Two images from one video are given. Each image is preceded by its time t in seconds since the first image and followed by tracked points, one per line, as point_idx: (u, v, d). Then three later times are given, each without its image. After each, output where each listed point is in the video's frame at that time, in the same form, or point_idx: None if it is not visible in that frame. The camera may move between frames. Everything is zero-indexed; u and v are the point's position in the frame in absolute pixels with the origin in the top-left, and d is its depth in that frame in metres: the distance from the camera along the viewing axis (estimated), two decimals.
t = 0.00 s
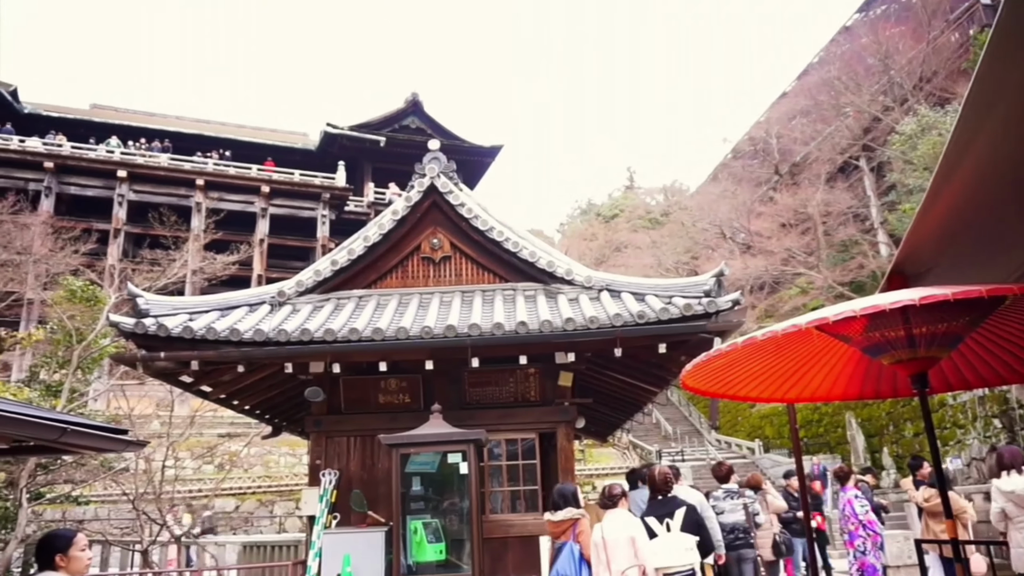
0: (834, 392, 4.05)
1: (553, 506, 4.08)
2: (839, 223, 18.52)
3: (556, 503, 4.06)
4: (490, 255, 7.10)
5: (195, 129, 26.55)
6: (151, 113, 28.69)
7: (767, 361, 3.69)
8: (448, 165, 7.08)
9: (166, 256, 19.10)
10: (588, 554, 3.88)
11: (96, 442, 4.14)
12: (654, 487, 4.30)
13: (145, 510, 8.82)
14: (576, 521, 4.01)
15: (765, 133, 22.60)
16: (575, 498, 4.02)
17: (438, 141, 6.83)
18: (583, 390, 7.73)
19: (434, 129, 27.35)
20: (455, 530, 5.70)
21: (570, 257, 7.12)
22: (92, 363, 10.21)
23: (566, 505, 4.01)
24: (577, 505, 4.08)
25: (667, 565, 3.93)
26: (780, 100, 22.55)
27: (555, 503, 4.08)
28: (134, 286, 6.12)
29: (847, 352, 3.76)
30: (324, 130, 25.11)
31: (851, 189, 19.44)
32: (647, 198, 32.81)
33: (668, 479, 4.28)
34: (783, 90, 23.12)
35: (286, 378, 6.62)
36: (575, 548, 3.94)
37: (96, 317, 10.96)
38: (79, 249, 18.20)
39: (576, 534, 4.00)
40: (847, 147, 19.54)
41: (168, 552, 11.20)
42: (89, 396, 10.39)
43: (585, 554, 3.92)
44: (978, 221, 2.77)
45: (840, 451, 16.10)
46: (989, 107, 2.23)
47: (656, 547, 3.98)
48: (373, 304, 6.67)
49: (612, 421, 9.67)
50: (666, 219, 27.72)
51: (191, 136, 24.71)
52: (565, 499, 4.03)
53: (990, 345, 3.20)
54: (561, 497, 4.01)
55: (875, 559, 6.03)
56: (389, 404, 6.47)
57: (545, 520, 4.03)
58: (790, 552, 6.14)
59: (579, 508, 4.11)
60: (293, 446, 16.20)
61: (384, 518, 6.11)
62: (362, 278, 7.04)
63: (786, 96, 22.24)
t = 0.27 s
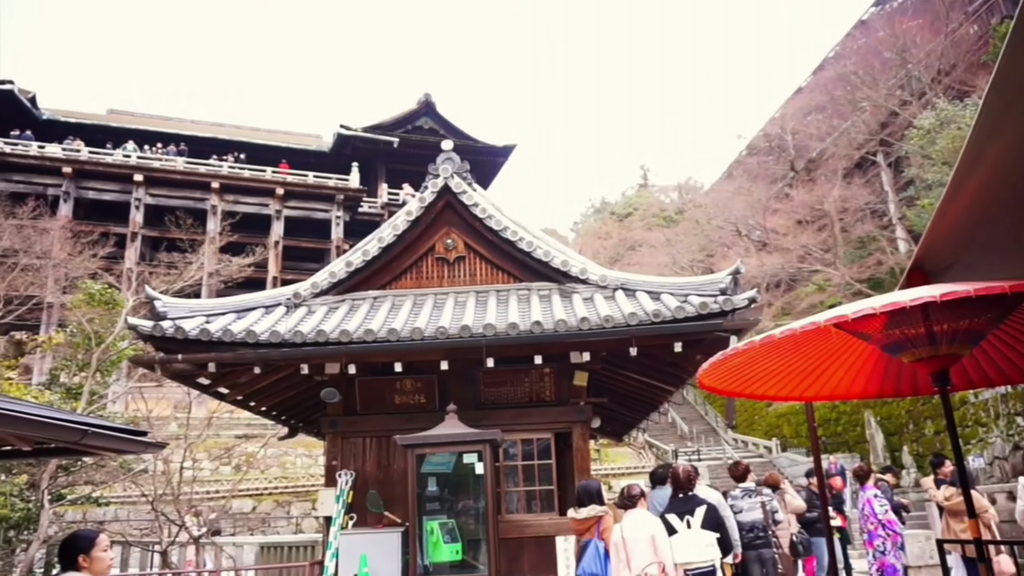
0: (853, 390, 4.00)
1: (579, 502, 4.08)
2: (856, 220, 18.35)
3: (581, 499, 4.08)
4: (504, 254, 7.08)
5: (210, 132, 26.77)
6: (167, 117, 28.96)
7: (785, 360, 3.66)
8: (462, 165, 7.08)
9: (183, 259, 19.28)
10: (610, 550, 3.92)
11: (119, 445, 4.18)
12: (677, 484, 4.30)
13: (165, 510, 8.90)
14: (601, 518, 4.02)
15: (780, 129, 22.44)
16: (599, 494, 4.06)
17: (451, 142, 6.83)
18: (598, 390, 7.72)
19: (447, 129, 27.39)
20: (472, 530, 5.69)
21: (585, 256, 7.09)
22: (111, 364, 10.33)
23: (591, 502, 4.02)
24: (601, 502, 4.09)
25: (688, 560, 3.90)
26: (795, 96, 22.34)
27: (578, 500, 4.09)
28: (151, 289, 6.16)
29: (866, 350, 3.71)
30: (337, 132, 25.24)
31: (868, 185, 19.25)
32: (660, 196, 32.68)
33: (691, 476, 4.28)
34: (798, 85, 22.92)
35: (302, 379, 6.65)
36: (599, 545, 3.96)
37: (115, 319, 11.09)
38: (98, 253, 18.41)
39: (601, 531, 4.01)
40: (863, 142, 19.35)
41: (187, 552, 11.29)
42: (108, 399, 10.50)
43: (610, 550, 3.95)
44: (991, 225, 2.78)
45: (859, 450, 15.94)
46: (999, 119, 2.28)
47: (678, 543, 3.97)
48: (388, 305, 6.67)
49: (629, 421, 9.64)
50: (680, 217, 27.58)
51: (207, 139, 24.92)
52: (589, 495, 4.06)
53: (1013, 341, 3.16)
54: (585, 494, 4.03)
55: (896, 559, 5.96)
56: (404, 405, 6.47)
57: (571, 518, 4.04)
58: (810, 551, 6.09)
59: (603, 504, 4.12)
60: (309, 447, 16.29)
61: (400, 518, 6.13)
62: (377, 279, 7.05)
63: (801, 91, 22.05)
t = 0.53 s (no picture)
0: (870, 387, 3.97)
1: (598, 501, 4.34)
2: (871, 216, 18.19)
3: (601, 498, 4.34)
4: (517, 253, 7.08)
5: (224, 135, 26.98)
6: (182, 121, 29.22)
7: (802, 358, 3.63)
8: (474, 165, 7.08)
9: (199, 261, 19.44)
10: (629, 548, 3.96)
11: (140, 446, 4.24)
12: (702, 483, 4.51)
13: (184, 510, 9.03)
14: (621, 516, 4.26)
15: (794, 126, 22.32)
16: (618, 492, 4.30)
17: (464, 142, 6.84)
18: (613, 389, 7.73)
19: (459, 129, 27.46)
20: (487, 530, 5.70)
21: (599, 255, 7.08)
22: (129, 366, 10.46)
23: (610, 501, 4.27)
24: (620, 500, 4.33)
25: (722, 558, 4.20)
26: (810, 92, 22.16)
27: (600, 499, 4.34)
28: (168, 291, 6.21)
29: (884, 347, 3.68)
30: (350, 133, 25.39)
31: (883, 181, 19.08)
32: (673, 194, 32.60)
33: (715, 474, 4.46)
34: (812, 81, 22.73)
35: (318, 379, 6.69)
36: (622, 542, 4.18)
37: (132, 320, 11.24)
38: (115, 255, 18.62)
39: (622, 528, 4.24)
40: (879, 138, 19.18)
41: (205, 552, 11.40)
42: (126, 400, 10.62)
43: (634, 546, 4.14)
44: (1002, 222, 2.79)
45: (876, 448, 15.81)
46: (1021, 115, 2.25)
47: (709, 541, 4.27)
48: (402, 305, 6.69)
49: (645, 421, 9.61)
50: (694, 215, 27.47)
51: (221, 142, 25.11)
52: (609, 495, 4.30)
53: None
54: (604, 492, 4.29)
55: (914, 558, 5.89)
56: (419, 405, 6.48)
57: (591, 515, 4.32)
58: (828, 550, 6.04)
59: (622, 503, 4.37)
60: (325, 447, 16.41)
61: (415, 518, 6.16)
62: (391, 280, 7.07)
63: (815, 87, 21.89)
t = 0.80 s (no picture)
0: (883, 386, 3.95)
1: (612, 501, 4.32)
2: (884, 213, 18.06)
3: (614, 498, 4.31)
4: (527, 253, 7.08)
5: (234, 137, 27.12)
6: (193, 123, 29.37)
7: (813, 356, 3.62)
8: (484, 165, 7.09)
9: (211, 262, 19.53)
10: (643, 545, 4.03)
11: (154, 446, 4.27)
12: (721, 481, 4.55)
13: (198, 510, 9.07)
14: (634, 515, 4.25)
15: (805, 123, 22.20)
16: (633, 492, 4.28)
17: (473, 142, 6.85)
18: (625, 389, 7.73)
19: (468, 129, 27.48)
20: (499, 530, 5.70)
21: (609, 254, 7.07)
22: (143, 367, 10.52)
23: (625, 501, 4.25)
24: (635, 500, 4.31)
25: (743, 557, 4.20)
26: (821, 89, 22.03)
27: (612, 499, 4.31)
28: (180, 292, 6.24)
29: (897, 346, 3.66)
30: (361, 134, 25.47)
31: (895, 178, 18.96)
32: (684, 192, 32.50)
33: (734, 473, 4.51)
34: (823, 78, 22.60)
35: (329, 379, 6.71)
36: (635, 542, 4.18)
37: (145, 321, 11.32)
38: (128, 257, 18.76)
39: (635, 528, 4.23)
40: (891, 135, 19.04)
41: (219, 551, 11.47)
42: (140, 401, 10.69)
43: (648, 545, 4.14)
44: (1019, 220, 2.76)
45: (890, 447, 15.71)
46: None
47: (730, 538, 4.28)
48: (413, 306, 6.70)
49: (658, 420, 9.58)
50: (705, 214, 27.36)
51: (232, 143, 25.23)
52: (622, 494, 4.28)
53: None
54: (618, 492, 4.27)
55: (930, 557, 5.84)
56: (430, 405, 6.49)
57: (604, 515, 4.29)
58: (842, 549, 6.00)
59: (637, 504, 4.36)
60: (337, 447, 16.47)
61: (427, 517, 6.17)
62: (401, 280, 7.09)
63: (826, 84, 21.76)
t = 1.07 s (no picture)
0: (899, 385, 3.92)
1: (627, 500, 4.34)
2: (898, 210, 17.92)
3: (628, 497, 4.33)
4: (539, 253, 7.09)
5: (247, 139, 27.29)
6: (206, 125, 29.57)
7: (829, 356, 3.60)
8: (495, 166, 7.09)
9: (225, 264, 19.65)
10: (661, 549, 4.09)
11: (171, 447, 4.30)
12: (740, 481, 4.53)
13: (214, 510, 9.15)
14: (647, 516, 4.27)
15: (817, 120, 22.06)
16: (646, 492, 4.28)
17: (485, 142, 6.85)
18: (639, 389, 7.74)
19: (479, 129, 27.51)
20: (513, 530, 5.69)
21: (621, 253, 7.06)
22: (158, 368, 10.61)
23: (638, 500, 4.26)
24: (649, 500, 4.33)
25: (753, 556, 4.20)
26: (833, 85, 21.88)
27: (626, 498, 4.34)
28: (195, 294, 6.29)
29: (914, 344, 3.62)
30: (372, 135, 25.57)
31: (910, 174, 18.81)
32: (695, 190, 32.37)
33: (751, 474, 4.49)
34: (835, 75, 22.45)
35: (343, 380, 6.75)
36: (649, 542, 4.21)
37: (160, 323, 11.41)
38: (143, 259, 18.91)
39: (648, 528, 4.26)
40: (905, 131, 18.88)
41: (234, 551, 11.55)
42: (156, 402, 10.77)
43: (659, 545, 4.17)
44: None
45: (905, 446, 15.59)
46: None
47: (742, 538, 4.28)
48: (425, 306, 6.72)
49: (673, 420, 9.56)
50: (717, 212, 27.26)
51: (244, 145, 25.37)
52: (637, 493, 4.30)
53: None
54: (633, 491, 4.27)
55: (947, 557, 5.78)
56: (443, 405, 6.51)
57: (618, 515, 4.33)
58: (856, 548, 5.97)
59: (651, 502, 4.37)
60: (350, 447, 16.53)
61: (441, 517, 6.19)
62: (413, 281, 7.10)
63: (839, 80, 21.62)
